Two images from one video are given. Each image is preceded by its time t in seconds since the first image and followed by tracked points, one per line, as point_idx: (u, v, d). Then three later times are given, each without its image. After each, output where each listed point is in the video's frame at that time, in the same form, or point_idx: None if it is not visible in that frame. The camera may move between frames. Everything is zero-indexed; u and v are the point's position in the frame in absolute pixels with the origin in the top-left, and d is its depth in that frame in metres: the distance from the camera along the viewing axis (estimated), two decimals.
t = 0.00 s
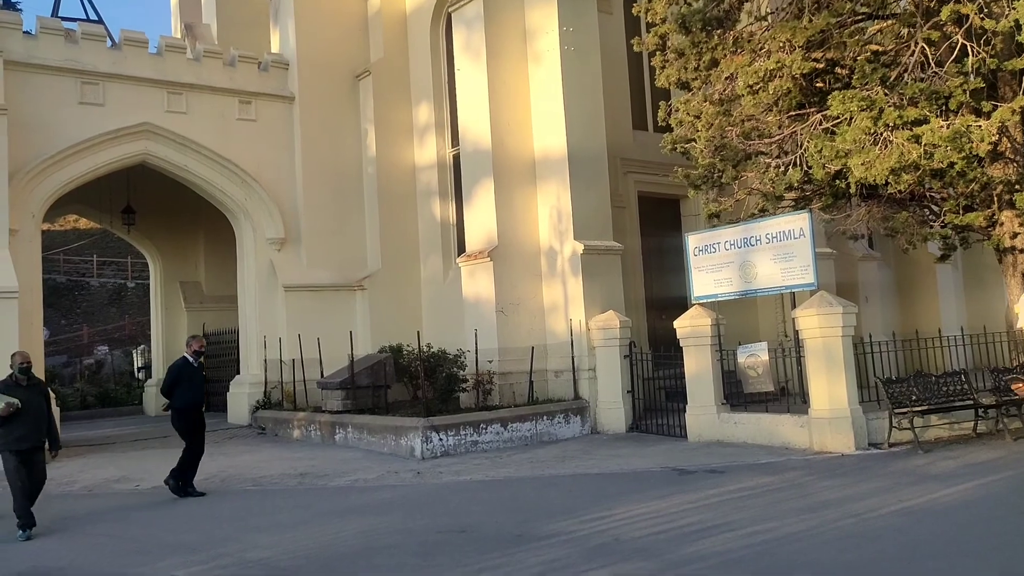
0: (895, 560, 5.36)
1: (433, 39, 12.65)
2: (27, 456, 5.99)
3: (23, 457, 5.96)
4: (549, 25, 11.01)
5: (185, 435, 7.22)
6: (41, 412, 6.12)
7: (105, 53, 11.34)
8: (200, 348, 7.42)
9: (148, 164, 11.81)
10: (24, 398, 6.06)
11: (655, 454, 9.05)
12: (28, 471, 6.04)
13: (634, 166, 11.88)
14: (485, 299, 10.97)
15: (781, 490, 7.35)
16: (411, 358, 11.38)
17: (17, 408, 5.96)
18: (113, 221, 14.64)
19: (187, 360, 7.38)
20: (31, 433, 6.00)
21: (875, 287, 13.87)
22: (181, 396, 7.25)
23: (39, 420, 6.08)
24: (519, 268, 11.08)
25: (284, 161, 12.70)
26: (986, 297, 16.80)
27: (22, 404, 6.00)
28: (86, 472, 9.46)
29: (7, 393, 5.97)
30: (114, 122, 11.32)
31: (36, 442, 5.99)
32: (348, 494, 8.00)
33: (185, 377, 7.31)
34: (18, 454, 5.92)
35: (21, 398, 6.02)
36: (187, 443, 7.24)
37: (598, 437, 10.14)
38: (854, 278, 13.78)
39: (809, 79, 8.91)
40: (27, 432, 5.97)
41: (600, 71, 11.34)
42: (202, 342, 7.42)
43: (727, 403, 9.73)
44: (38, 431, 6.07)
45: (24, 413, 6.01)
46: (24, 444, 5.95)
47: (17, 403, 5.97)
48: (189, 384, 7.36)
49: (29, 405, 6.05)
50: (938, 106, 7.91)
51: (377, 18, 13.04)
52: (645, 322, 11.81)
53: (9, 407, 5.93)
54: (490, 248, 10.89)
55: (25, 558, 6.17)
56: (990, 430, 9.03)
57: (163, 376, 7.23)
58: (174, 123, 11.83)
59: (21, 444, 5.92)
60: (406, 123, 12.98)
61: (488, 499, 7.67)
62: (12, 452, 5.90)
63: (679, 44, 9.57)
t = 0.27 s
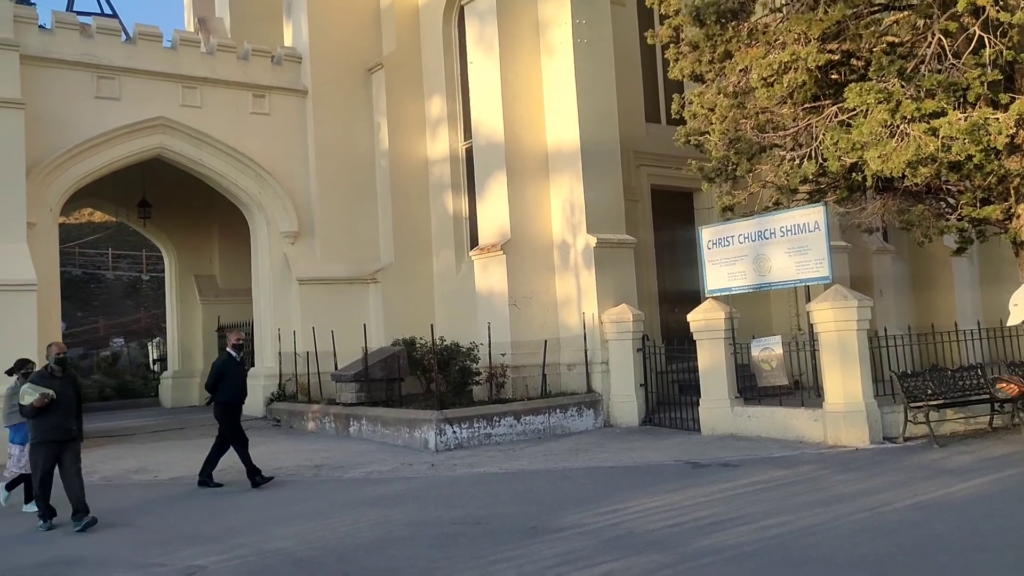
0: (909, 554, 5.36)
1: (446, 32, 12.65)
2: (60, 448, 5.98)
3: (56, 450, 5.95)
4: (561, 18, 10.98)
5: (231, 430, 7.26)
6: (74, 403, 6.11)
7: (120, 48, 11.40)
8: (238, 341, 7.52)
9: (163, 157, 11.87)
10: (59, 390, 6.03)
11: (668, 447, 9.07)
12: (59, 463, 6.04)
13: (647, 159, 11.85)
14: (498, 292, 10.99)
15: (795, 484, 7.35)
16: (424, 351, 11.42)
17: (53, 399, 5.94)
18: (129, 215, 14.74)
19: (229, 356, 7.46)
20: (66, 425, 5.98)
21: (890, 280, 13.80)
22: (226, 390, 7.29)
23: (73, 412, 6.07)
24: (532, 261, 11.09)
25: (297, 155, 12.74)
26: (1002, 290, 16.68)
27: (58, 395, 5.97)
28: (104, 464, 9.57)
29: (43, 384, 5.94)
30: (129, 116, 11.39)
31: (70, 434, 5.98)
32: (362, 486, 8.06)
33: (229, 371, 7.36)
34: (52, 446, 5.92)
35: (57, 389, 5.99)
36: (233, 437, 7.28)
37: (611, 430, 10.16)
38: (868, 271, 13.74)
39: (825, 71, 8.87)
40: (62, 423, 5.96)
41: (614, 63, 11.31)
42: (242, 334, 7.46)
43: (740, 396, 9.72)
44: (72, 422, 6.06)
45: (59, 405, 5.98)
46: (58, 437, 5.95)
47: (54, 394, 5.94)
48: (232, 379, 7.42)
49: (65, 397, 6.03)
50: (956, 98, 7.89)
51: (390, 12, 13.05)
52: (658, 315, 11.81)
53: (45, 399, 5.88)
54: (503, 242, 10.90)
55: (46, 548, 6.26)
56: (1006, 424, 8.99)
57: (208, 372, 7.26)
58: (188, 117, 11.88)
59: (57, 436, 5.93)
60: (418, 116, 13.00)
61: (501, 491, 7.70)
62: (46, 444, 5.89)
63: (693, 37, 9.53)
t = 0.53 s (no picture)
0: (930, 554, 5.34)
1: (462, 33, 12.71)
2: (99, 446, 5.87)
3: (95, 447, 5.84)
4: (578, 18, 11.01)
5: (276, 424, 7.34)
6: (115, 400, 5.98)
7: (140, 49, 11.51)
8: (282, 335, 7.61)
9: (182, 157, 11.96)
10: (100, 386, 5.91)
11: (684, 447, 9.06)
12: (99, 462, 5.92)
13: (663, 159, 11.85)
14: (514, 292, 11.01)
15: (812, 485, 7.34)
16: (440, 350, 11.46)
17: (93, 396, 5.82)
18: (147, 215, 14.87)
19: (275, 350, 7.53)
20: (105, 423, 5.86)
21: (907, 281, 13.75)
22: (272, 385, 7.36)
23: (113, 409, 5.94)
24: (548, 261, 11.11)
25: (314, 155, 12.81)
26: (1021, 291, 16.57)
27: (99, 392, 5.86)
28: (124, 461, 9.66)
29: (83, 380, 5.85)
30: (148, 117, 11.49)
31: (109, 431, 5.86)
32: (380, 484, 8.10)
33: (275, 366, 7.42)
34: (90, 444, 5.80)
35: (97, 386, 5.87)
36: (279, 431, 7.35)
37: (627, 430, 10.17)
38: (885, 271, 13.70)
39: (842, 71, 8.82)
40: (101, 421, 5.85)
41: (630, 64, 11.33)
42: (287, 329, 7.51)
43: (756, 397, 9.70)
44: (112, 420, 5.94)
45: (99, 401, 5.87)
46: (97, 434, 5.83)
47: (94, 391, 5.83)
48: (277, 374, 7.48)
49: (105, 394, 5.91)
50: (976, 98, 7.83)
51: (406, 12, 13.11)
52: (673, 315, 11.80)
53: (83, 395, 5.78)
54: (519, 241, 10.92)
55: (70, 544, 6.33)
56: None
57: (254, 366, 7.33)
58: (207, 118, 11.97)
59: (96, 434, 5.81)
60: (434, 116, 13.05)
61: (518, 490, 7.73)
62: (85, 441, 5.78)
63: (711, 37, 9.53)
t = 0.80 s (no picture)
0: (955, 558, 5.31)
1: (481, 35, 12.76)
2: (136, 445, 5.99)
3: (132, 446, 5.97)
4: (597, 21, 11.03)
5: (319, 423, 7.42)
6: (153, 400, 6.09)
7: (162, 52, 11.62)
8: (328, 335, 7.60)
9: (203, 159, 12.06)
10: (137, 387, 6.03)
11: (703, 450, 9.05)
12: (137, 461, 6.04)
13: (681, 161, 11.85)
14: (532, 293, 11.02)
15: (834, 488, 7.31)
16: (458, 352, 11.50)
17: (129, 397, 5.94)
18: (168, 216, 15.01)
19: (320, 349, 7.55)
20: (142, 423, 5.97)
21: (927, 285, 13.73)
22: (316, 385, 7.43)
23: (151, 409, 6.05)
24: (566, 262, 11.12)
25: (333, 156, 12.88)
26: None
27: (134, 393, 5.96)
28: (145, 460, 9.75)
29: (119, 381, 5.97)
30: (170, 119, 11.59)
31: (145, 431, 5.97)
32: (400, 484, 8.14)
33: (320, 366, 7.47)
34: (127, 443, 5.93)
35: (133, 387, 5.98)
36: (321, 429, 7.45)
37: (645, 432, 10.16)
38: (905, 274, 13.66)
39: (863, 73, 8.79)
40: (137, 421, 5.96)
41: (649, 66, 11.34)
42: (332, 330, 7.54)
43: (776, 399, 9.68)
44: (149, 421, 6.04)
45: (136, 402, 5.98)
46: (134, 434, 5.96)
47: (130, 392, 5.94)
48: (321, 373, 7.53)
49: (142, 394, 6.03)
50: (999, 100, 7.76)
51: (425, 15, 13.17)
52: (691, 317, 11.79)
53: (119, 396, 5.90)
54: (537, 243, 10.93)
55: (96, 542, 6.39)
56: None
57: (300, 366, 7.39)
58: (227, 120, 12.06)
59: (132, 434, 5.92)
60: (453, 118, 13.10)
61: (538, 491, 7.74)
62: (122, 441, 5.91)
63: (732, 39, 9.53)
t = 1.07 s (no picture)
0: (986, 561, 5.27)
1: (503, 36, 12.81)
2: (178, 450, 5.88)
3: (174, 451, 5.85)
4: (620, 22, 11.05)
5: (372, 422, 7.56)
6: (192, 403, 5.98)
7: (188, 54, 11.76)
8: (382, 334, 7.69)
9: (227, 160, 12.18)
10: (175, 390, 5.92)
11: (727, 451, 9.03)
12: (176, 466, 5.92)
13: (703, 162, 11.85)
14: (554, 294, 11.04)
15: (860, 490, 7.28)
16: (480, 352, 11.55)
17: (168, 401, 5.83)
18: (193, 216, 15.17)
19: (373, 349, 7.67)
20: (181, 428, 5.86)
21: (953, 288, 13.69)
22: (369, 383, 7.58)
23: (190, 413, 5.95)
24: (588, 263, 11.13)
25: (355, 157, 12.97)
26: None
27: (173, 396, 5.87)
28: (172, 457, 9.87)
29: (157, 385, 5.86)
30: (195, 120, 11.71)
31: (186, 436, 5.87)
32: (424, 483, 8.19)
33: (372, 365, 7.59)
34: (168, 448, 5.82)
35: (172, 391, 5.88)
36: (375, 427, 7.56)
37: (667, 434, 10.15)
38: (930, 275, 13.57)
39: (889, 73, 8.71)
40: (177, 425, 5.85)
41: (672, 67, 11.34)
42: (383, 329, 7.62)
43: (800, 401, 9.64)
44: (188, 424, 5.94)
45: (174, 406, 5.87)
46: (174, 439, 5.85)
47: (169, 396, 5.84)
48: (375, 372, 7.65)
49: (180, 398, 5.92)
50: None
51: (448, 16, 13.24)
52: (714, 318, 11.77)
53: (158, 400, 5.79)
54: (559, 244, 10.95)
55: (127, 538, 6.48)
56: None
57: (353, 365, 7.58)
58: (252, 121, 12.17)
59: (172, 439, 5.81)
60: (475, 119, 13.14)
61: (562, 491, 7.75)
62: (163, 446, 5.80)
63: (757, 39, 9.51)
